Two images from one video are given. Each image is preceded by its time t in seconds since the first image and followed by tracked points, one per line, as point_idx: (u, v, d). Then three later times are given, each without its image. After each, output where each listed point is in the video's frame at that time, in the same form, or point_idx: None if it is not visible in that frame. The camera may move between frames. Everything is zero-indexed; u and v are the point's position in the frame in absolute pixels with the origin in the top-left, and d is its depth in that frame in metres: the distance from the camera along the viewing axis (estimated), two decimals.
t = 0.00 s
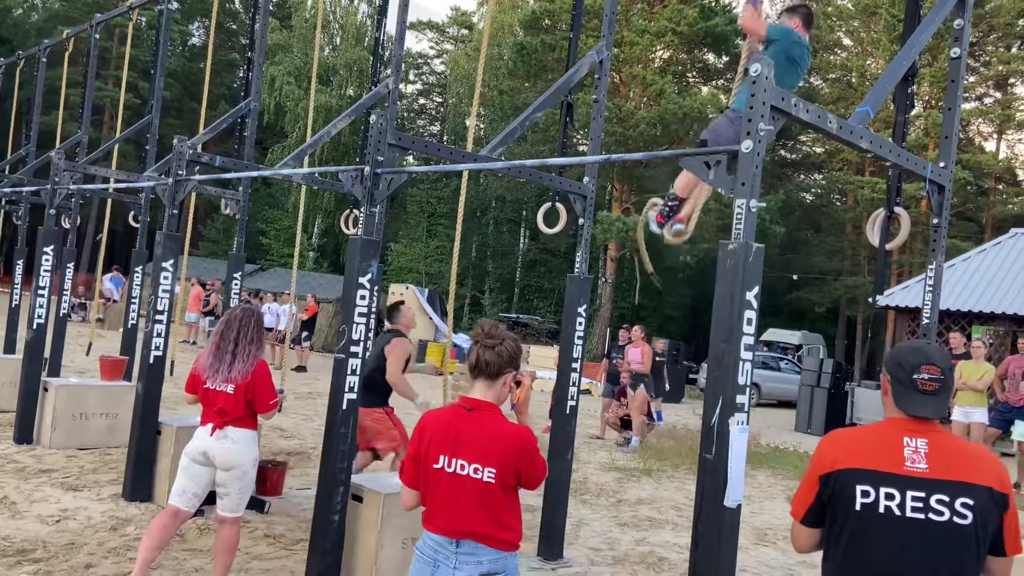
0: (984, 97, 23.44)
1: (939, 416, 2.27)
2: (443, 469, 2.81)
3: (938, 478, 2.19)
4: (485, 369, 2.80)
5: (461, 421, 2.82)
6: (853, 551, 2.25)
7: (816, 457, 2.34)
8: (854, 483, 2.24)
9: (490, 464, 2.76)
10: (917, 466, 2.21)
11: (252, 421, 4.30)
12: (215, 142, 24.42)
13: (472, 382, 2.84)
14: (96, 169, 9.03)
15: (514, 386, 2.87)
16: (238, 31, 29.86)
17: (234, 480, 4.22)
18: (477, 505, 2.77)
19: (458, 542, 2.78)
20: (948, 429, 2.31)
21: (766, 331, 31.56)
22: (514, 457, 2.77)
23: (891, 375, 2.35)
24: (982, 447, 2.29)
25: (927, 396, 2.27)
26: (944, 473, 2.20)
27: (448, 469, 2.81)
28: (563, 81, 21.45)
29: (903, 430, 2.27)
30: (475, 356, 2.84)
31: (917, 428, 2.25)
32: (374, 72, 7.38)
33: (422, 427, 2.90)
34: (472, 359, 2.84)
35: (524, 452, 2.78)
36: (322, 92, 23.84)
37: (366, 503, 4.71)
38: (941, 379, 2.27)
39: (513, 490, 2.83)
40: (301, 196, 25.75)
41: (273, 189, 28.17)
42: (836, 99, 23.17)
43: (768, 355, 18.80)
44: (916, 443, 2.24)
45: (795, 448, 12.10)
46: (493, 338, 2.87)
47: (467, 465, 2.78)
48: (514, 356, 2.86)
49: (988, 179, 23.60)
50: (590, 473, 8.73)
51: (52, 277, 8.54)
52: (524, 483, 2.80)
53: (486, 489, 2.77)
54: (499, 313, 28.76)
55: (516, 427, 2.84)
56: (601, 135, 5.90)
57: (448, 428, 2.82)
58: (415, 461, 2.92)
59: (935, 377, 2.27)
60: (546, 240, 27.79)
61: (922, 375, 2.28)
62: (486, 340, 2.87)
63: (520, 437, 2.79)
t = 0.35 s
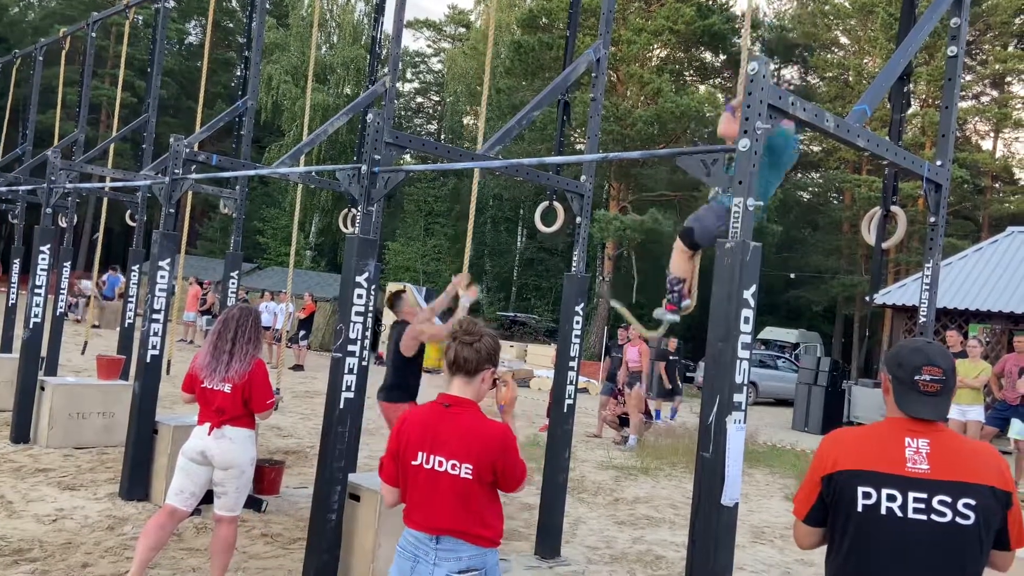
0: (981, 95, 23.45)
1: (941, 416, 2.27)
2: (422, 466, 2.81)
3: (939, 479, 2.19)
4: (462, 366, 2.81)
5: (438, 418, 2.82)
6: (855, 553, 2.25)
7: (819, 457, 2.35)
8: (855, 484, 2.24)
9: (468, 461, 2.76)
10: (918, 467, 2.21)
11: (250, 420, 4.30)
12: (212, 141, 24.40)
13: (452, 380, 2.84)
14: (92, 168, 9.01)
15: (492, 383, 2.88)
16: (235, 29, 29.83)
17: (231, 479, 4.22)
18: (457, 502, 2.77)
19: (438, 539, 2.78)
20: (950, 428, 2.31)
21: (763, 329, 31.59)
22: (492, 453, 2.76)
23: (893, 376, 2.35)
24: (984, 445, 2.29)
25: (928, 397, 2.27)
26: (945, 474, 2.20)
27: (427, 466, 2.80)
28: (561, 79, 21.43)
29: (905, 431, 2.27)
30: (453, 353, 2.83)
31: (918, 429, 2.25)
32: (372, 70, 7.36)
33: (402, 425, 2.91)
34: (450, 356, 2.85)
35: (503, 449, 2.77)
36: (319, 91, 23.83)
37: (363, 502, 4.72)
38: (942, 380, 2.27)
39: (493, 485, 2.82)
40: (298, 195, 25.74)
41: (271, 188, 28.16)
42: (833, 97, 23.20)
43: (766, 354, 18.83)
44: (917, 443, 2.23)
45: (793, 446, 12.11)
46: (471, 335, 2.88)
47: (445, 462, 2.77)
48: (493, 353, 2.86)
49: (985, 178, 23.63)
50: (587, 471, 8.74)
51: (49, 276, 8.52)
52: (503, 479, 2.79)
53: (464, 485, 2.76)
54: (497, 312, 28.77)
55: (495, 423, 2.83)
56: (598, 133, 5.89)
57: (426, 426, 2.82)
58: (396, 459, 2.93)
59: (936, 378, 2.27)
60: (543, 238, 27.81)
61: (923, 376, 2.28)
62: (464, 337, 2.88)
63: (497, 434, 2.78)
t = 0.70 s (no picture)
0: (978, 95, 23.46)
1: (939, 416, 2.28)
2: (409, 466, 2.81)
3: (939, 481, 2.20)
4: (447, 365, 2.81)
5: (424, 417, 2.82)
6: (855, 554, 2.25)
7: (818, 459, 2.35)
8: (855, 487, 2.24)
9: (456, 459, 2.76)
10: (918, 469, 2.21)
11: (246, 421, 4.30)
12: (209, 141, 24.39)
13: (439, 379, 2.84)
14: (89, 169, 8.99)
15: (478, 383, 2.88)
16: (232, 30, 29.83)
17: (228, 480, 4.21)
18: (446, 501, 2.77)
19: (428, 539, 2.78)
20: (948, 429, 2.32)
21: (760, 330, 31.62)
22: (479, 450, 2.76)
23: (891, 376, 2.36)
24: (982, 446, 2.30)
25: (928, 398, 2.28)
26: (946, 477, 2.20)
27: (414, 466, 2.80)
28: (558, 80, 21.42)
29: (904, 433, 2.27)
30: (439, 353, 2.84)
31: (916, 431, 2.26)
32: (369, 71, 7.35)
33: (388, 426, 2.91)
34: (435, 355, 2.86)
35: (490, 445, 2.77)
36: (316, 92, 23.84)
37: (361, 503, 4.70)
38: (939, 379, 2.29)
39: (482, 483, 2.83)
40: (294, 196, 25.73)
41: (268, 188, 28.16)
42: (830, 97, 23.24)
43: (763, 354, 18.84)
44: (917, 445, 2.24)
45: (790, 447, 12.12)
46: (456, 335, 2.88)
47: (432, 461, 2.77)
48: (478, 352, 2.86)
49: (982, 178, 23.66)
50: (584, 472, 8.74)
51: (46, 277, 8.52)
52: (492, 477, 2.79)
53: (451, 483, 2.76)
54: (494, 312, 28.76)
55: (481, 421, 2.83)
56: (595, 134, 5.89)
57: (412, 425, 2.82)
58: (383, 460, 2.93)
59: (933, 376, 2.29)
60: (541, 238, 27.81)
61: (921, 375, 2.29)
62: (449, 337, 2.88)
63: (484, 430, 2.78)
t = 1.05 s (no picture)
0: (974, 97, 23.48)
1: (932, 417, 2.30)
2: (408, 471, 2.81)
3: (935, 483, 2.21)
4: (445, 370, 2.83)
5: (422, 422, 2.83)
6: (852, 558, 2.26)
7: (815, 462, 2.35)
8: (852, 490, 2.25)
9: (456, 462, 2.77)
10: (914, 471, 2.22)
11: (243, 426, 4.29)
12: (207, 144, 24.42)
13: (436, 384, 2.85)
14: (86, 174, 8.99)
15: (475, 388, 2.90)
16: (229, 33, 29.87)
17: (225, 484, 4.20)
18: (446, 505, 2.77)
19: (428, 543, 2.78)
20: (942, 431, 2.33)
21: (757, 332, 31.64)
22: (479, 453, 2.78)
23: (885, 378, 2.38)
24: (976, 447, 2.32)
25: (922, 399, 2.30)
26: (941, 479, 2.22)
27: (413, 471, 2.80)
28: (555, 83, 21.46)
29: (899, 435, 2.28)
30: (436, 358, 2.85)
31: (911, 435, 2.27)
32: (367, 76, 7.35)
33: (385, 431, 2.91)
34: (434, 360, 2.87)
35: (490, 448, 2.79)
36: (313, 95, 23.89)
37: (359, 507, 4.70)
38: (932, 378, 2.32)
39: (482, 486, 2.84)
40: (292, 200, 25.78)
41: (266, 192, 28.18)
42: (827, 100, 23.28)
43: (761, 356, 18.87)
44: (912, 448, 2.25)
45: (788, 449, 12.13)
46: (454, 340, 2.89)
47: (431, 465, 2.78)
48: (476, 359, 2.88)
49: (978, 180, 23.74)
50: (582, 475, 8.75)
51: (44, 281, 8.51)
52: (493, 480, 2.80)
53: (451, 487, 2.77)
54: (492, 316, 28.76)
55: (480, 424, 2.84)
56: (592, 138, 5.90)
57: (410, 430, 2.83)
58: (381, 466, 2.93)
59: (926, 375, 2.32)
60: (539, 241, 27.83)
61: (914, 375, 2.32)
62: (447, 342, 2.90)
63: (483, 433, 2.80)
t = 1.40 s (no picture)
0: (969, 102, 23.50)
1: (925, 421, 2.31)
2: (411, 481, 2.81)
3: (928, 489, 2.22)
4: (447, 379, 2.82)
5: (424, 432, 2.82)
6: (847, 564, 2.27)
7: (810, 469, 2.35)
8: (847, 497, 2.26)
9: (459, 472, 2.77)
10: (908, 478, 2.23)
11: (241, 434, 4.29)
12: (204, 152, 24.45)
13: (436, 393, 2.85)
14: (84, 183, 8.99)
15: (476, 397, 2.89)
16: (226, 42, 29.95)
17: (224, 494, 4.21)
18: (448, 515, 2.77)
19: (431, 553, 2.78)
20: (935, 435, 2.35)
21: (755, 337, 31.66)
22: (481, 460, 2.77)
23: (877, 384, 2.39)
24: (968, 452, 2.33)
25: (914, 402, 2.31)
26: (935, 484, 2.23)
27: (415, 480, 2.80)
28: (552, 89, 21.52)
29: (893, 441, 2.29)
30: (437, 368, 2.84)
31: (905, 441, 2.28)
32: (364, 83, 7.34)
33: (386, 440, 2.91)
34: (435, 369, 2.86)
35: (493, 456, 2.78)
36: (310, 103, 23.93)
37: (357, 515, 4.71)
38: (924, 382, 2.33)
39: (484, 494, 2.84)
40: (290, 207, 25.80)
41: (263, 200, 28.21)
42: (823, 105, 23.31)
43: (759, 361, 18.87)
44: (906, 454, 2.26)
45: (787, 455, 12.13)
46: (454, 349, 2.88)
47: (434, 475, 2.78)
48: (475, 367, 2.87)
49: (974, 185, 23.82)
50: (581, 482, 8.74)
51: (41, 290, 8.50)
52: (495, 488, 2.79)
53: (454, 496, 2.77)
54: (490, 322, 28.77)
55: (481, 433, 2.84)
56: (589, 145, 5.91)
57: (412, 440, 2.82)
58: (382, 475, 2.92)
59: (919, 379, 2.33)
60: (537, 247, 27.85)
61: (907, 378, 2.33)
62: (447, 351, 2.89)
63: (485, 440, 2.79)
